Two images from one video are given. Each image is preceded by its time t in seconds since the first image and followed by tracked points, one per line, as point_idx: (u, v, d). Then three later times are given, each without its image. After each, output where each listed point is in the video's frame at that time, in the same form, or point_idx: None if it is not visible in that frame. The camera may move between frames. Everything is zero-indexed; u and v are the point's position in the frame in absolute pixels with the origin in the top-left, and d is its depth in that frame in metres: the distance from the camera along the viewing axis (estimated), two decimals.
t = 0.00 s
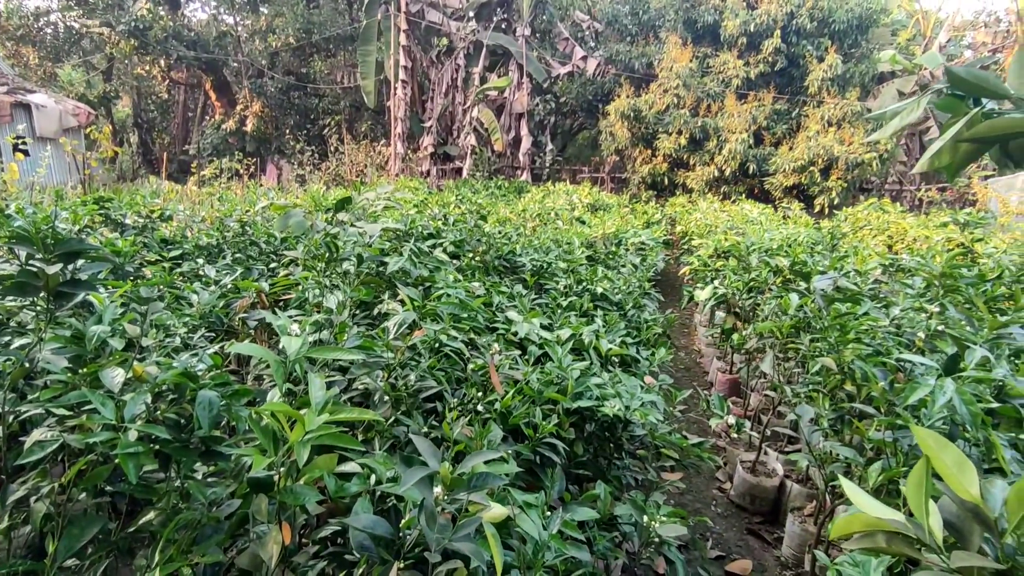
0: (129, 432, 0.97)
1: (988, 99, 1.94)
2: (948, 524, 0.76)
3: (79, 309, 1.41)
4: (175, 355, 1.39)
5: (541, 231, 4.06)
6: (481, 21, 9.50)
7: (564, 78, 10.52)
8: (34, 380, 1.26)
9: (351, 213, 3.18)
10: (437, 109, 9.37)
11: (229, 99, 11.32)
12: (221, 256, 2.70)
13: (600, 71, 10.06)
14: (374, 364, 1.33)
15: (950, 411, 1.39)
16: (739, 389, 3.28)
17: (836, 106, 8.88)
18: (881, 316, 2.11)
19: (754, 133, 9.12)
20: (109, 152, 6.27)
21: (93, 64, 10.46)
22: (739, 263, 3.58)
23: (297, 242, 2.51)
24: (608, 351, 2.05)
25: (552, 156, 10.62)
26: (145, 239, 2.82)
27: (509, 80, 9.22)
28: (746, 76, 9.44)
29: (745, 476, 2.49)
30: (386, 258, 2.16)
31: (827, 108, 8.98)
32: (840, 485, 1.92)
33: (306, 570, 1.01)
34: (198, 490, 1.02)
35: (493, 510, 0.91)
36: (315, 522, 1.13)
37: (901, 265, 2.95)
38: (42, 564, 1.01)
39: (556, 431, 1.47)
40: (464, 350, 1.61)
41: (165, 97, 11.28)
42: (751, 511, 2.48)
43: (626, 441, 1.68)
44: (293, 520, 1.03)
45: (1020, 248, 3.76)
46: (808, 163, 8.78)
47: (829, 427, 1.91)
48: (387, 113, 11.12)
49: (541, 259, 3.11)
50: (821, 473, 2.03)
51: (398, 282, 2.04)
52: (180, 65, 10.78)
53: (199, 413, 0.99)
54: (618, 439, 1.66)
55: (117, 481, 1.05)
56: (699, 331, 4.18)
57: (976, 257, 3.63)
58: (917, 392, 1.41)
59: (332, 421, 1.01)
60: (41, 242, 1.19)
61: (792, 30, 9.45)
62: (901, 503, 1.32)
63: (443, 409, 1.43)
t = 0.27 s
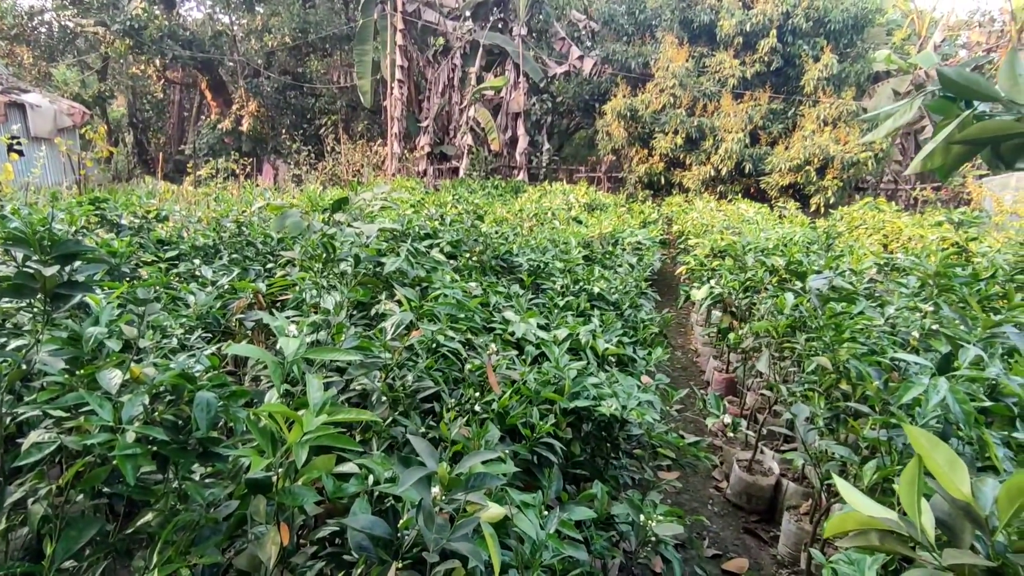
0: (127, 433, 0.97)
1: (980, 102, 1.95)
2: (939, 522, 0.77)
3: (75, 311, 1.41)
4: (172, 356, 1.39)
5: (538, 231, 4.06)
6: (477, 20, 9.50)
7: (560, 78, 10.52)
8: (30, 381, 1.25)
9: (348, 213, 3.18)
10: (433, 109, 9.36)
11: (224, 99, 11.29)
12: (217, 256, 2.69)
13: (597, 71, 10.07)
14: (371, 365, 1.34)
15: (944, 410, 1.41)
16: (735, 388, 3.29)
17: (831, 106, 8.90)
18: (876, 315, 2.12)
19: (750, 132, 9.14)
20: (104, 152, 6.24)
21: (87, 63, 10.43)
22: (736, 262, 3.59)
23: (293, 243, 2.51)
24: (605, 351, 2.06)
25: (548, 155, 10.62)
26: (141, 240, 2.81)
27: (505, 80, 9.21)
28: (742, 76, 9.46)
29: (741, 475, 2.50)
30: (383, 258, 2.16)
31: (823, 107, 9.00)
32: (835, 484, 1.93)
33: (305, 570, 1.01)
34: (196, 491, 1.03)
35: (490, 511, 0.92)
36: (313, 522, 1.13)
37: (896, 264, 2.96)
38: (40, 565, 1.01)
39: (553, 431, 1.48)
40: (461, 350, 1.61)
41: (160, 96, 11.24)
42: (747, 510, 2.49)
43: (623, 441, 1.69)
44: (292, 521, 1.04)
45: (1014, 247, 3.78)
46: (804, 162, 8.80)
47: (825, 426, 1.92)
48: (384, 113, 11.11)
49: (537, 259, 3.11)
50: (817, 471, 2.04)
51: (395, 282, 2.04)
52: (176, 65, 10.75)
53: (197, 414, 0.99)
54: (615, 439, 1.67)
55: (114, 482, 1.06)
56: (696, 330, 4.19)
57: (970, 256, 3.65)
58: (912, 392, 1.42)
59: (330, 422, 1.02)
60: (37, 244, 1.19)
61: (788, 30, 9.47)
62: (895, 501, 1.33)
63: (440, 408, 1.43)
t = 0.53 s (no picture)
0: (132, 438, 0.97)
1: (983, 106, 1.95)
2: (945, 526, 0.77)
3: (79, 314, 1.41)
4: (175, 360, 1.39)
5: (538, 231, 4.07)
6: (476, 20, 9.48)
7: (559, 78, 10.53)
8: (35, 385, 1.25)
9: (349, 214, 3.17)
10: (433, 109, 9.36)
11: (225, 100, 11.29)
12: (219, 259, 2.70)
13: (597, 70, 10.07)
14: (375, 368, 1.34)
15: (946, 410, 1.41)
16: (736, 387, 3.30)
17: (831, 105, 8.90)
18: (878, 317, 2.12)
19: (750, 131, 9.14)
20: (104, 153, 6.24)
21: (87, 64, 10.40)
22: (736, 262, 3.59)
23: (295, 245, 2.51)
24: (607, 352, 2.06)
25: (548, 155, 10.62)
26: (142, 242, 2.81)
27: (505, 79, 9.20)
28: (741, 75, 9.45)
29: (742, 475, 2.51)
30: (385, 260, 2.16)
31: (823, 106, 9.00)
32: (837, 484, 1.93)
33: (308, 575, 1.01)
34: (200, 495, 1.03)
35: (496, 515, 0.92)
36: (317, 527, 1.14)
37: (898, 265, 2.97)
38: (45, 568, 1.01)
39: (556, 433, 1.48)
40: (463, 352, 1.61)
41: (159, 97, 11.23)
42: (749, 510, 2.50)
43: (626, 442, 1.69)
44: (297, 524, 1.04)
45: (1014, 246, 3.78)
46: (804, 161, 8.80)
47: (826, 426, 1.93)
48: (383, 113, 11.11)
49: (538, 260, 3.11)
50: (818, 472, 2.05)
51: (397, 285, 2.04)
52: (175, 65, 10.74)
53: (202, 418, 0.99)
54: (617, 440, 1.67)
55: (119, 486, 1.06)
56: (696, 330, 4.20)
57: (971, 256, 3.65)
58: (915, 394, 1.43)
59: (336, 425, 1.01)
60: (41, 248, 1.19)
61: (788, 29, 9.48)
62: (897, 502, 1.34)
63: (444, 411, 1.43)
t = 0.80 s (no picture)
0: (141, 439, 0.98)
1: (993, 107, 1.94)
2: (955, 530, 0.77)
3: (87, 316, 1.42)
4: (182, 361, 1.40)
5: (543, 230, 4.07)
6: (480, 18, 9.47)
7: (563, 75, 10.52)
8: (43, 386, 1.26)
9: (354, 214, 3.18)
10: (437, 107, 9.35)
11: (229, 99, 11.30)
12: (225, 259, 2.70)
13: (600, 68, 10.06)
14: (381, 368, 1.34)
15: (953, 410, 1.41)
16: (741, 386, 3.29)
17: (836, 101, 8.87)
18: (884, 315, 2.12)
19: (754, 128, 9.11)
20: (110, 153, 6.25)
21: (91, 63, 10.41)
22: (741, 260, 3.58)
23: (300, 244, 2.52)
24: (612, 351, 2.06)
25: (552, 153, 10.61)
26: (148, 242, 2.81)
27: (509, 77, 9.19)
28: (746, 72, 9.42)
29: (748, 474, 2.50)
30: (390, 260, 2.16)
31: (828, 103, 8.97)
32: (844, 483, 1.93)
33: None
34: (209, 496, 1.03)
35: (504, 517, 0.92)
36: (324, 527, 1.14)
37: (904, 263, 2.96)
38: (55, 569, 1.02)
39: (563, 433, 1.48)
40: (468, 352, 1.61)
41: (164, 96, 11.25)
42: (754, 509, 2.50)
43: (631, 442, 1.69)
44: (304, 525, 1.04)
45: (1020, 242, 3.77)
46: (809, 158, 8.78)
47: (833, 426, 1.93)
48: (387, 112, 11.12)
49: (543, 258, 3.11)
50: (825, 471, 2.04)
51: (403, 285, 2.05)
52: (179, 65, 10.76)
53: (210, 419, 1.00)
54: (623, 440, 1.67)
55: (128, 487, 1.06)
56: (701, 329, 4.19)
57: (977, 253, 3.64)
58: (922, 394, 1.42)
59: (343, 426, 1.01)
60: (50, 250, 1.20)
61: (792, 25, 9.45)
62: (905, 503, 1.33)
63: (450, 411, 1.44)
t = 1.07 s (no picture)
0: (158, 438, 1.00)
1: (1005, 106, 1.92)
2: (959, 534, 0.77)
3: (106, 316, 1.45)
4: (198, 359, 1.42)
5: (554, 227, 4.08)
6: (491, 14, 9.47)
7: (574, 71, 10.49)
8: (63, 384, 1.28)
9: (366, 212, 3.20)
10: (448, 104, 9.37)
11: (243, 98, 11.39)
12: (239, 257, 2.73)
13: (612, 63, 10.03)
14: (391, 367, 1.36)
15: (965, 411, 1.40)
16: (753, 385, 3.29)
17: (851, 96, 8.78)
18: (897, 315, 2.11)
19: (768, 124, 9.04)
20: (126, 152, 6.33)
21: (108, 63, 10.53)
22: (753, 258, 3.56)
23: (312, 243, 2.55)
24: (622, 350, 2.06)
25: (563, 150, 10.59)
26: (164, 241, 2.85)
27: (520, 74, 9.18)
28: (759, 66, 9.34)
29: (759, 473, 2.50)
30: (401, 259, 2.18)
31: (843, 98, 8.88)
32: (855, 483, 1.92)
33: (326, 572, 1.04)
34: (224, 492, 1.05)
35: (511, 516, 0.93)
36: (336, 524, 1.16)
37: (918, 260, 2.93)
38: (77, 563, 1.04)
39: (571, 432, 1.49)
40: (478, 351, 1.63)
41: (179, 95, 11.36)
42: (765, 508, 2.50)
43: (641, 441, 1.70)
44: (316, 521, 1.06)
45: None
46: (823, 154, 8.70)
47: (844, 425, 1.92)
48: (399, 109, 11.16)
49: (553, 257, 3.12)
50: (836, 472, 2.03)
51: (413, 284, 2.06)
52: (194, 64, 10.87)
53: (224, 418, 1.02)
54: (632, 439, 1.68)
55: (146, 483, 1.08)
56: (713, 326, 4.18)
57: (994, 250, 3.59)
58: (934, 395, 1.42)
59: (354, 426, 1.03)
60: (69, 252, 1.23)
61: (806, 19, 9.36)
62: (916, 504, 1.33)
63: (460, 410, 1.45)
